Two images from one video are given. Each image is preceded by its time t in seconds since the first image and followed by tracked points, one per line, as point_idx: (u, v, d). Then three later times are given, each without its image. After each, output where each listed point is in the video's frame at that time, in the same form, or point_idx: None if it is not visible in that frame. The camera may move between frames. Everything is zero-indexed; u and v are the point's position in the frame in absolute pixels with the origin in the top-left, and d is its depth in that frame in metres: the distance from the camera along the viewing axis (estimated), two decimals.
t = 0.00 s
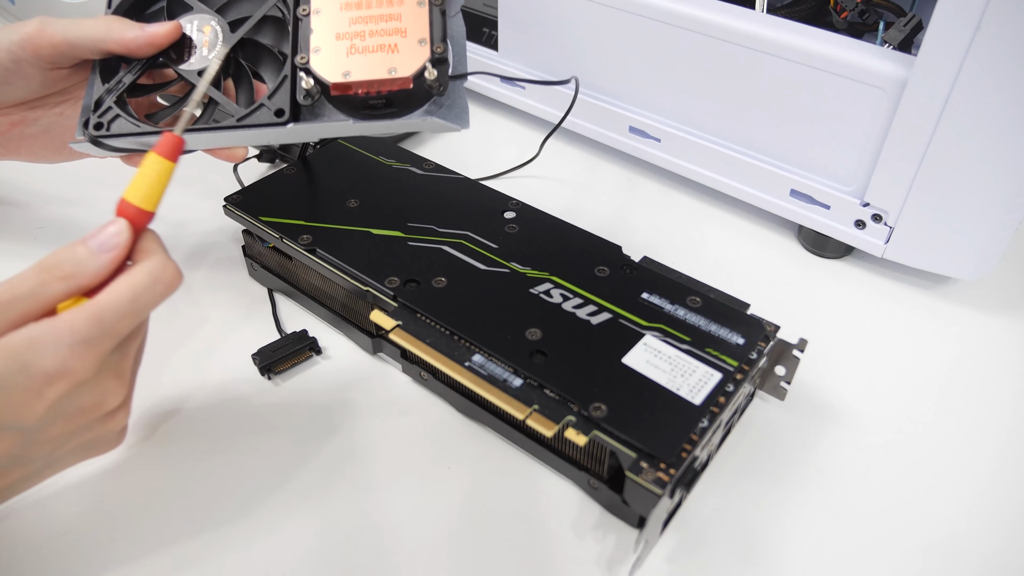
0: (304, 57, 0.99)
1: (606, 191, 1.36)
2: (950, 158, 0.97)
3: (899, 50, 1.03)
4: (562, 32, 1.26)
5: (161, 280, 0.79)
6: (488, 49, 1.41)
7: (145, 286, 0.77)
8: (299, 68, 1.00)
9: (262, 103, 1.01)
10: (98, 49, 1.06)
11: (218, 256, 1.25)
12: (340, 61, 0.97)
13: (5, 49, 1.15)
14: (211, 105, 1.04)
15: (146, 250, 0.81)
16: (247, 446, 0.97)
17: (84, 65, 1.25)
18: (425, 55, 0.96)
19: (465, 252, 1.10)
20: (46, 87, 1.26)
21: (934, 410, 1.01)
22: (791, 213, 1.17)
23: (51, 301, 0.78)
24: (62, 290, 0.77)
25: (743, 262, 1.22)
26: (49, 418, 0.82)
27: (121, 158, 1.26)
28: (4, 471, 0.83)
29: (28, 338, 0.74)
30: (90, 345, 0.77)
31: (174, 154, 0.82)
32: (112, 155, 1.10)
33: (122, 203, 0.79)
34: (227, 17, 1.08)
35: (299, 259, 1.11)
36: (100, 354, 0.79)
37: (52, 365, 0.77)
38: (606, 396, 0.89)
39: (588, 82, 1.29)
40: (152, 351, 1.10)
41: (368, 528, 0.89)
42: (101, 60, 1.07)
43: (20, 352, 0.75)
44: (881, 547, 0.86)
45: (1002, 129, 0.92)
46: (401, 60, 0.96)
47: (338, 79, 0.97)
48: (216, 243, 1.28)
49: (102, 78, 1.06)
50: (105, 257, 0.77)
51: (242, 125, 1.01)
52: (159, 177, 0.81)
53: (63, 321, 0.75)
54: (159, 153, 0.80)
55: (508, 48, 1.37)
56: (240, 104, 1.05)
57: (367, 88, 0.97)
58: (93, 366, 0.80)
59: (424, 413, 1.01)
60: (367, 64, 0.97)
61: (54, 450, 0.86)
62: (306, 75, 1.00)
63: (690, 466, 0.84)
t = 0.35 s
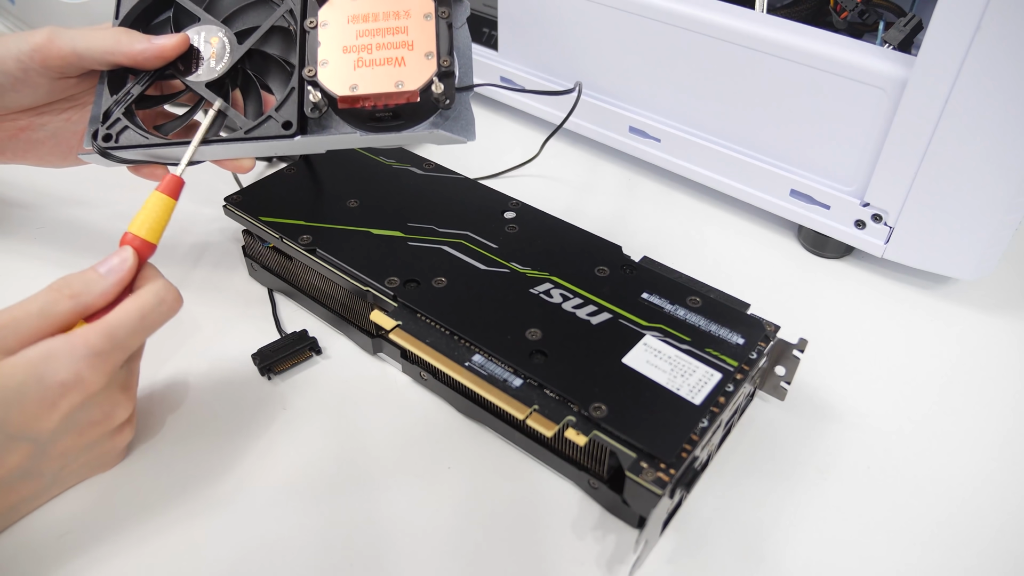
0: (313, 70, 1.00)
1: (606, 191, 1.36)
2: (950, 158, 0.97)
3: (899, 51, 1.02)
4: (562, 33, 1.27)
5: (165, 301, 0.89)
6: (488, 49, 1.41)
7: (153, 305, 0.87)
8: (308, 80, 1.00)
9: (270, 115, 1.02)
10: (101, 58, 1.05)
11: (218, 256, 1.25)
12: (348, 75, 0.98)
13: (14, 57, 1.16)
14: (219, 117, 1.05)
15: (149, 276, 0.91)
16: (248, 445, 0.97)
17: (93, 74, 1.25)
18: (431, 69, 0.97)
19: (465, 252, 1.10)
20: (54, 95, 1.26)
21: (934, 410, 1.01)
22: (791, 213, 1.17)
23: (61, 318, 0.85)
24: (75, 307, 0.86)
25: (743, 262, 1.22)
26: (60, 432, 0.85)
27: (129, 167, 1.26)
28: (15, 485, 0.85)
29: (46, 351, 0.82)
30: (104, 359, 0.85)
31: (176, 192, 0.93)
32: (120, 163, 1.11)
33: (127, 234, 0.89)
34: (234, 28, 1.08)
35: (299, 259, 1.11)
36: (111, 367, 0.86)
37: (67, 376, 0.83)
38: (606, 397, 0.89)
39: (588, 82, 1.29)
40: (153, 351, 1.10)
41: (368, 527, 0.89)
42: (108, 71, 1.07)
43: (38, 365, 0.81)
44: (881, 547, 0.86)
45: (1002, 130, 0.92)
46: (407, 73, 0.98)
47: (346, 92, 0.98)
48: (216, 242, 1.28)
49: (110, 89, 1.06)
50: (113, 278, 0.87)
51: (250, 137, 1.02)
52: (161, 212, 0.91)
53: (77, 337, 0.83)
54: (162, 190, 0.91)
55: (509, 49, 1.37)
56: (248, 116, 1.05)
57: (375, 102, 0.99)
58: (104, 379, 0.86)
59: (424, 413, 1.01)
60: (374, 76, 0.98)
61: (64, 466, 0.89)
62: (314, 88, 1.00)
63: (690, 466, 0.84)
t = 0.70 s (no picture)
0: (315, 71, 1.00)
1: (605, 191, 1.36)
2: (949, 159, 0.97)
3: (900, 51, 1.02)
4: (562, 33, 1.27)
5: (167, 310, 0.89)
6: (488, 49, 1.41)
7: (153, 311, 0.87)
8: (309, 81, 1.00)
9: (271, 116, 1.02)
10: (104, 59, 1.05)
11: (218, 256, 1.25)
12: (350, 76, 0.99)
13: (15, 57, 1.15)
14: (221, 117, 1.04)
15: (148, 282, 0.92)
16: (248, 445, 0.97)
17: (93, 74, 1.25)
18: (432, 71, 0.98)
19: (465, 252, 1.10)
20: (54, 95, 1.26)
21: (934, 410, 1.01)
22: (791, 213, 1.17)
23: (60, 323, 0.85)
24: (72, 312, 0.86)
25: (743, 262, 1.22)
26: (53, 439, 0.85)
27: (129, 167, 1.26)
28: (15, 490, 0.85)
29: (43, 356, 0.82)
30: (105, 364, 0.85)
31: (174, 195, 0.93)
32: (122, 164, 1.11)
33: (129, 239, 0.90)
34: (236, 28, 1.08)
35: (299, 260, 1.11)
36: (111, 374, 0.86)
37: (64, 381, 0.82)
38: (606, 397, 0.89)
39: (588, 82, 1.29)
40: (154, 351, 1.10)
41: (368, 527, 0.89)
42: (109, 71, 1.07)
43: (35, 369, 0.81)
44: (881, 547, 0.86)
45: (1004, 131, 0.92)
46: (409, 75, 0.98)
47: (349, 93, 0.98)
48: (216, 242, 1.28)
49: (111, 89, 1.06)
50: (112, 281, 0.87)
51: (252, 138, 1.01)
52: (162, 216, 0.92)
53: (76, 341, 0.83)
54: (161, 192, 0.91)
55: (509, 49, 1.37)
56: (249, 117, 1.05)
57: (376, 103, 0.99)
58: (103, 385, 0.86)
59: (424, 413, 1.01)
60: (375, 78, 0.98)
61: (62, 472, 0.89)
62: (316, 89, 1.00)
63: (690, 466, 0.84)
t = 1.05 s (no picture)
0: (308, 70, 1.00)
1: (605, 191, 1.36)
2: (948, 159, 0.97)
3: (899, 51, 1.02)
4: (561, 34, 1.27)
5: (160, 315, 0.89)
6: (487, 49, 1.41)
7: (143, 316, 0.87)
8: (302, 81, 1.00)
9: (264, 115, 1.01)
10: (98, 59, 1.05)
11: (218, 257, 1.25)
12: (342, 75, 0.98)
13: (7, 56, 1.15)
14: (213, 116, 1.05)
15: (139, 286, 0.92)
16: (247, 445, 0.97)
17: (87, 72, 1.25)
18: (426, 70, 0.98)
19: (465, 252, 1.10)
20: (48, 93, 1.26)
21: (934, 410, 1.01)
22: (791, 213, 1.17)
23: (51, 328, 0.86)
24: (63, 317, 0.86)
25: (742, 262, 1.22)
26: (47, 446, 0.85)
27: (122, 166, 1.26)
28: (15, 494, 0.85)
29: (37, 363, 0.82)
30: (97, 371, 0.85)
31: (166, 199, 0.92)
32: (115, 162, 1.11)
33: (120, 242, 0.89)
34: (229, 27, 1.08)
35: (299, 260, 1.11)
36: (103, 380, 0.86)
37: (56, 390, 0.83)
38: (606, 396, 0.89)
39: (587, 82, 1.29)
40: (154, 351, 1.10)
41: (368, 527, 0.89)
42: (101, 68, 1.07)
43: (27, 377, 0.81)
44: (882, 548, 0.86)
45: (1003, 130, 0.92)
46: (402, 74, 0.98)
47: (341, 93, 0.97)
48: (216, 243, 1.28)
49: (104, 87, 1.06)
50: (103, 285, 0.87)
51: (244, 137, 1.01)
52: (153, 218, 0.91)
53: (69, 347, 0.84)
54: (152, 196, 0.91)
55: (508, 49, 1.37)
56: (242, 116, 1.06)
57: (369, 103, 0.99)
58: (95, 392, 0.86)
59: (424, 413, 1.01)
60: (368, 77, 0.98)
61: (57, 478, 0.88)
62: (309, 89, 1.00)
63: (690, 466, 0.84)
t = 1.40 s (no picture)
0: (313, 87, 0.99)
1: (605, 191, 1.36)
2: (947, 159, 0.97)
3: (899, 51, 1.02)
4: (562, 35, 1.27)
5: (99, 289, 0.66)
6: (488, 49, 1.41)
7: (72, 297, 0.64)
8: (308, 98, 1.00)
9: (268, 130, 1.02)
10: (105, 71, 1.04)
11: (218, 257, 1.26)
12: (347, 93, 0.98)
13: (13, 67, 1.14)
14: (218, 131, 1.06)
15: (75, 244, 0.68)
16: (248, 446, 0.97)
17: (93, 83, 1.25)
18: (430, 89, 0.98)
19: (465, 252, 1.10)
20: (52, 103, 1.26)
21: (934, 410, 1.01)
22: (791, 213, 1.17)
23: None
24: None
25: (742, 262, 1.22)
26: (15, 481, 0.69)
27: (127, 176, 1.25)
28: None
29: None
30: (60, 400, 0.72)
31: (99, 128, 0.68)
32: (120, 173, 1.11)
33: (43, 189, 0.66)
34: (235, 41, 1.08)
35: (299, 260, 1.11)
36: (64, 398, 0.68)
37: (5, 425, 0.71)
38: (606, 396, 0.89)
39: (588, 83, 1.29)
40: (156, 352, 1.10)
41: (369, 527, 0.89)
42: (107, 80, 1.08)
43: None
44: (882, 548, 0.86)
45: (1003, 130, 0.92)
46: (406, 92, 0.98)
47: (345, 110, 0.98)
48: (217, 243, 1.28)
49: (110, 98, 1.06)
50: (17, 251, 0.64)
51: (248, 151, 1.01)
52: (81, 155, 0.68)
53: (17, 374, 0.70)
54: (80, 126, 0.67)
55: (509, 49, 1.37)
56: (247, 130, 1.06)
57: (373, 121, 0.98)
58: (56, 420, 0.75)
59: (424, 413, 1.01)
60: (373, 95, 0.98)
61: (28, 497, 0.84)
62: (313, 105, 1.00)
63: (690, 466, 0.84)
